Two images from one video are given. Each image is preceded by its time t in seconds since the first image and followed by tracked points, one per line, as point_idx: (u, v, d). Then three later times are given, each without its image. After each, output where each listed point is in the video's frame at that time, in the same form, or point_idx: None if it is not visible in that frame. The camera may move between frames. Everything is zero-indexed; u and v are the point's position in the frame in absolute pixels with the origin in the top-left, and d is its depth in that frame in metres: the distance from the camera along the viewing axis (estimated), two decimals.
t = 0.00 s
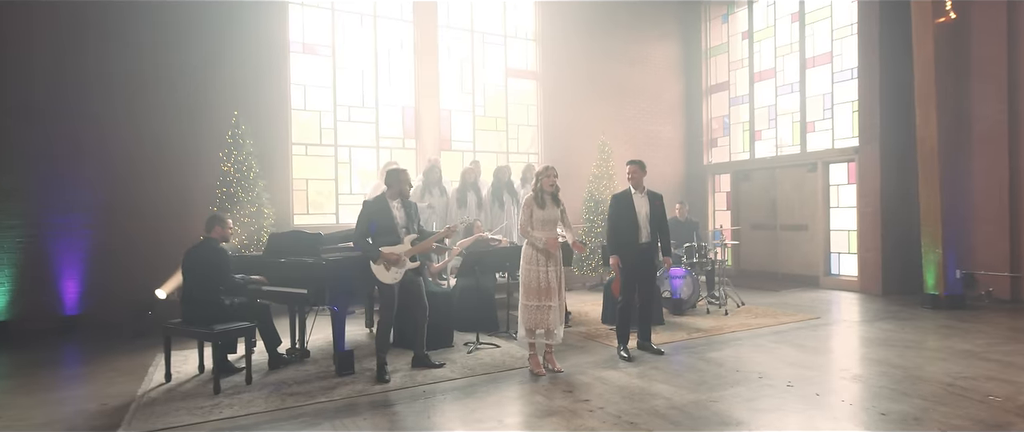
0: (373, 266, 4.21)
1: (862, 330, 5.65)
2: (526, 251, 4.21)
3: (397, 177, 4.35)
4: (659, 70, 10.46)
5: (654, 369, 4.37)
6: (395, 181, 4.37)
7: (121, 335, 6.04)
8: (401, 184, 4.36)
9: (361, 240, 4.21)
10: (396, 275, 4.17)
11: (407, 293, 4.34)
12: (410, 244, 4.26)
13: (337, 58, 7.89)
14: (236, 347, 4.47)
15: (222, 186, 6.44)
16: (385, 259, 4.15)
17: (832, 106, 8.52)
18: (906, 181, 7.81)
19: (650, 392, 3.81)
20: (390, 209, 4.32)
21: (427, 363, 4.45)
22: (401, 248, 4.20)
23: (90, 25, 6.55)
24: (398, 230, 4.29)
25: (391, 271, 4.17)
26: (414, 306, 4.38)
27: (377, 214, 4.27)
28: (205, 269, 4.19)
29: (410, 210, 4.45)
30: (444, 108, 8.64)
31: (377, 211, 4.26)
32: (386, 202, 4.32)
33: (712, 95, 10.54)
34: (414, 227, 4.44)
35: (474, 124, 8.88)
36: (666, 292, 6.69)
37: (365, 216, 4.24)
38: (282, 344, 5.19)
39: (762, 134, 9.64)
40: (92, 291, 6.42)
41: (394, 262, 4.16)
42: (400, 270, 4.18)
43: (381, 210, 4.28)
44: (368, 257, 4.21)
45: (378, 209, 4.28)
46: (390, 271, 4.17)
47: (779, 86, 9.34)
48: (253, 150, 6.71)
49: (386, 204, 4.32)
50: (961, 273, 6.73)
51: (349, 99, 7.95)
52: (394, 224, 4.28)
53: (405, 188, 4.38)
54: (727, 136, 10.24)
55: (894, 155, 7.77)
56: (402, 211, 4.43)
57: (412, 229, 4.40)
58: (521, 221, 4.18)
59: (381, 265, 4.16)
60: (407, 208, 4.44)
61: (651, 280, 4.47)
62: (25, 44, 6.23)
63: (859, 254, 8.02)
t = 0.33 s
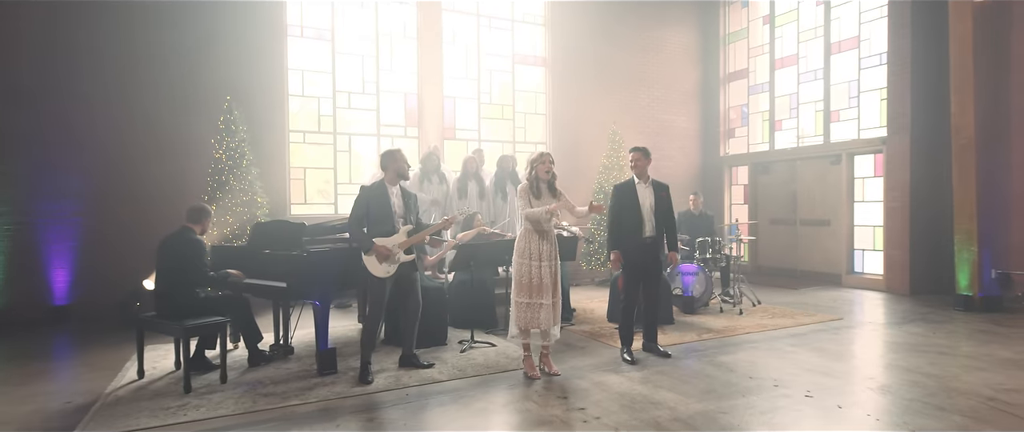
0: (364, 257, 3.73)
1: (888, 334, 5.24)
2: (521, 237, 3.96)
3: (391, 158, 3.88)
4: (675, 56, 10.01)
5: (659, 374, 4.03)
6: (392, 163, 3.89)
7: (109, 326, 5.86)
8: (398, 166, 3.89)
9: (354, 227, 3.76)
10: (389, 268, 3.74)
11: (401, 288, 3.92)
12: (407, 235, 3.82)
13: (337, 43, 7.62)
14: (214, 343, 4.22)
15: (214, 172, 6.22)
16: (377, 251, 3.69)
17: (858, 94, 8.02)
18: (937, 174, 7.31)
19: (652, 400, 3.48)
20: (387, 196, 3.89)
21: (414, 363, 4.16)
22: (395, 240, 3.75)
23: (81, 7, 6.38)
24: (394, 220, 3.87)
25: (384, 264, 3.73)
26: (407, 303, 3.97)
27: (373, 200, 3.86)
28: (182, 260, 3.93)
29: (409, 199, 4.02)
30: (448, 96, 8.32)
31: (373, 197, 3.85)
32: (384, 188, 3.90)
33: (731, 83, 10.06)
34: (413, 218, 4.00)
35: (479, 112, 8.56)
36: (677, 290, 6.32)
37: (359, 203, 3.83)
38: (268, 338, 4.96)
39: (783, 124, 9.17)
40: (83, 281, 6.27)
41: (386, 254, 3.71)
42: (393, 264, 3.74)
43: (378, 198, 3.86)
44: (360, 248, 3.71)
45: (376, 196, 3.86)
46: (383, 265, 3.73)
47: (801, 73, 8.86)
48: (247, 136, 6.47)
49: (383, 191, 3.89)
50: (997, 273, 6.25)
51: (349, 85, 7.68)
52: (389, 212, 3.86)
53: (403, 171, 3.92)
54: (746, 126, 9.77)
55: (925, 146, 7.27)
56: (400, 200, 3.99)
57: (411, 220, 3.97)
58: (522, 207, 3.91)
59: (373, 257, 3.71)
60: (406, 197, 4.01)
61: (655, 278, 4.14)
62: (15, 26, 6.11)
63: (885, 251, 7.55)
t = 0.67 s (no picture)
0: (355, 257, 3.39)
1: (919, 341, 4.83)
2: (515, 237, 3.67)
3: (390, 153, 3.51)
4: (692, 47, 9.60)
5: (666, 385, 3.70)
6: (390, 158, 3.50)
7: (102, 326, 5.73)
8: (394, 160, 3.51)
9: (345, 228, 3.38)
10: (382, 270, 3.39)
11: (393, 289, 3.59)
12: (402, 234, 3.46)
13: (339, 35, 7.41)
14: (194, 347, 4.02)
15: (209, 169, 6.06)
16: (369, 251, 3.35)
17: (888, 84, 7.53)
18: (974, 169, 6.81)
19: (656, 416, 3.16)
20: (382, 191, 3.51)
21: (403, 371, 3.90)
22: (390, 239, 3.41)
23: None
24: (389, 218, 3.50)
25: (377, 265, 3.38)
26: (398, 305, 3.62)
27: (367, 198, 3.48)
28: (157, 258, 3.69)
29: (404, 196, 3.64)
30: (453, 90, 8.06)
31: (367, 194, 3.47)
32: (379, 184, 3.51)
33: (750, 75, 9.62)
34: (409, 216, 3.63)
35: (486, 106, 8.28)
36: (690, 292, 5.96)
37: (352, 198, 3.45)
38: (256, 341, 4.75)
39: (806, 117, 8.71)
40: (78, 279, 6.15)
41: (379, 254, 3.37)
42: (387, 265, 3.40)
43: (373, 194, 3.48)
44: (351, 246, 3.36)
45: (370, 193, 3.48)
46: (376, 266, 3.37)
47: (826, 63, 8.39)
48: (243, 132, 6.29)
49: (378, 186, 3.51)
50: None
51: (351, 79, 7.47)
52: (384, 210, 3.49)
53: (401, 166, 3.54)
54: (766, 120, 9.33)
55: (961, 139, 6.78)
56: (396, 198, 3.60)
57: (406, 219, 3.60)
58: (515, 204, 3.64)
59: (365, 257, 3.36)
60: (401, 194, 3.63)
61: (660, 279, 3.90)
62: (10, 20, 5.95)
63: (916, 252, 7.08)
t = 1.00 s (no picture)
0: (337, 257, 3.16)
1: (955, 354, 4.44)
2: (509, 237, 3.46)
3: (375, 145, 3.27)
4: (713, 38, 9.19)
5: (672, 399, 3.41)
6: (375, 153, 3.27)
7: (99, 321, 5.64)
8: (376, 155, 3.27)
9: (327, 228, 3.15)
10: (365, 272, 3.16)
11: (378, 289, 3.36)
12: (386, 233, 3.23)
13: (344, 26, 7.22)
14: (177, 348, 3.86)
15: (209, 162, 5.93)
16: (352, 251, 3.12)
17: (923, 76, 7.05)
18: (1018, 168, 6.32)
19: None
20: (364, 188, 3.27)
21: (391, 376, 3.68)
22: (373, 238, 3.18)
23: None
24: (370, 215, 3.27)
25: (359, 266, 3.15)
26: (384, 306, 3.38)
27: (347, 193, 3.22)
28: (137, 256, 3.57)
29: (387, 191, 3.41)
30: (461, 82, 7.82)
31: (348, 188, 3.21)
32: (358, 180, 3.26)
33: (774, 68, 9.18)
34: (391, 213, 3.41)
35: (495, 99, 8.02)
36: (705, 295, 5.59)
37: (332, 194, 3.19)
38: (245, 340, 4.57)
39: (833, 112, 8.26)
40: (78, 272, 6.09)
41: (363, 254, 3.14)
42: (371, 267, 3.17)
43: (355, 189, 3.23)
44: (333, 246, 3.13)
45: (350, 188, 3.22)
46: (359, 266, 3.14)
47: (856, 54, 7.93)
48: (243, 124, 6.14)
49: (360, 181, 3.26)
50: None
51: (356, 71, 7.28)
52: (365, 206, 3.25)
53: (384, 163, 3.32)
54: (791, 115, 8.88)
55: (1003, 135, 6.29)
56: (377, 194, 3.37)
57: (389, 217, 3.38)
58: (509, 201, 3.36)
59: (347, 257, 3.13)
60: (383, 190, 3.38)
61: (666, 283, 3.67)
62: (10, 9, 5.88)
63: (952, 255, 6.61)
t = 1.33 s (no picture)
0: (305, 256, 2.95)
1: (1002, 370, 4.03)
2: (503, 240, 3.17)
3: (338, 132, 3.06)
4: (739, 29, 8.77)
5: (682, 415, 3.11)
6: (338, 139, 3.07)
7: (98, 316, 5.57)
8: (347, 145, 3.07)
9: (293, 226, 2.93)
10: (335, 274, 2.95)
11: (353, 290, 3.17)
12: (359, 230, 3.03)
13: (353, 17, 7.04)
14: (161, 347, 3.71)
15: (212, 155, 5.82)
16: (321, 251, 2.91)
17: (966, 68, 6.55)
18: None
19: None
20: (335, 180, 3.06)
21: (381, 382, 3.46)
22: (345, 236, 2.97)
23: None
24: (342, 212, 3.07)
25: (329, 267, 2.94)
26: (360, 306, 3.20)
27: (316, 186, 3.00)
28: (116, 251, 3.39)
29: (362, 184, 3.20)
30: (473, 74, 7.59)
31: (316, 180, 3.01)
32: (328, 171, 3.05)
33: (803, 61, 8.72)
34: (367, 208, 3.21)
35: (508, 92, 7.77)
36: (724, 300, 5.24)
37: (300, 188, 2.98)
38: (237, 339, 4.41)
39: (866, 107, 7.78)
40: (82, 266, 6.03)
41: (333, 254, 2.94)
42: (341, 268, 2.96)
43: (322, 180, 3.02)
44: (299, 245, 2.92)
45: (319, 180, 3.01)
46: (328, 266, 2.93)
47: (892, 45, 7.44)
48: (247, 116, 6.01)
49: (331, 174, 3.05)
50: None
51: (365, 63, 7.10)
52: (337, 203, 3.05)
53: (353, 149, 3.10)
54: (821, 110, 8.42)
55: None
56: (352, 186, 3.17)
57: (364, 212, 3.18)
58: (502, 194, 3.08)
59: (315, 257, 2.91)
60: (358, 183, 3.18)
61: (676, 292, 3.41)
62: None
63: (996, 261, 6.12)
